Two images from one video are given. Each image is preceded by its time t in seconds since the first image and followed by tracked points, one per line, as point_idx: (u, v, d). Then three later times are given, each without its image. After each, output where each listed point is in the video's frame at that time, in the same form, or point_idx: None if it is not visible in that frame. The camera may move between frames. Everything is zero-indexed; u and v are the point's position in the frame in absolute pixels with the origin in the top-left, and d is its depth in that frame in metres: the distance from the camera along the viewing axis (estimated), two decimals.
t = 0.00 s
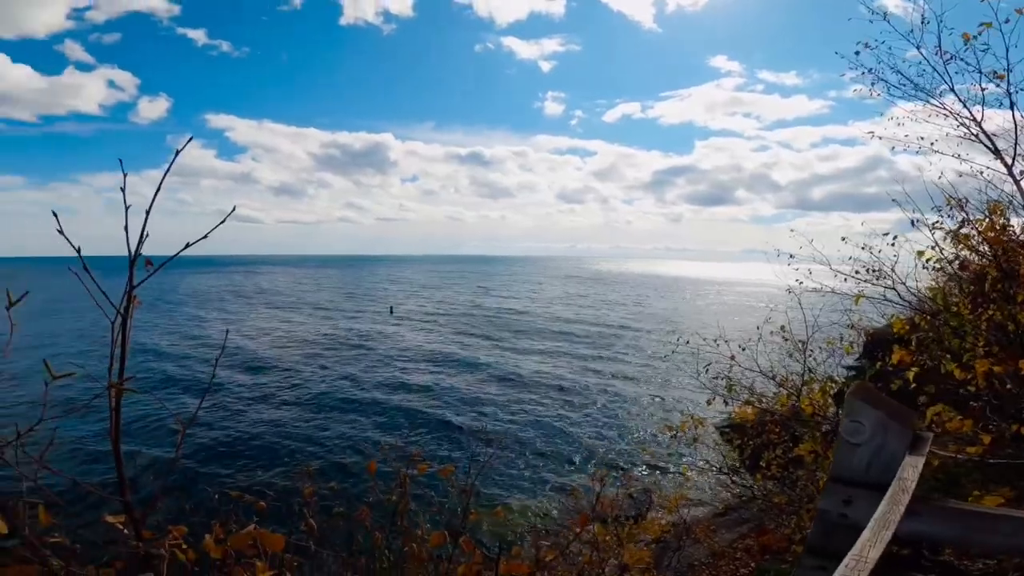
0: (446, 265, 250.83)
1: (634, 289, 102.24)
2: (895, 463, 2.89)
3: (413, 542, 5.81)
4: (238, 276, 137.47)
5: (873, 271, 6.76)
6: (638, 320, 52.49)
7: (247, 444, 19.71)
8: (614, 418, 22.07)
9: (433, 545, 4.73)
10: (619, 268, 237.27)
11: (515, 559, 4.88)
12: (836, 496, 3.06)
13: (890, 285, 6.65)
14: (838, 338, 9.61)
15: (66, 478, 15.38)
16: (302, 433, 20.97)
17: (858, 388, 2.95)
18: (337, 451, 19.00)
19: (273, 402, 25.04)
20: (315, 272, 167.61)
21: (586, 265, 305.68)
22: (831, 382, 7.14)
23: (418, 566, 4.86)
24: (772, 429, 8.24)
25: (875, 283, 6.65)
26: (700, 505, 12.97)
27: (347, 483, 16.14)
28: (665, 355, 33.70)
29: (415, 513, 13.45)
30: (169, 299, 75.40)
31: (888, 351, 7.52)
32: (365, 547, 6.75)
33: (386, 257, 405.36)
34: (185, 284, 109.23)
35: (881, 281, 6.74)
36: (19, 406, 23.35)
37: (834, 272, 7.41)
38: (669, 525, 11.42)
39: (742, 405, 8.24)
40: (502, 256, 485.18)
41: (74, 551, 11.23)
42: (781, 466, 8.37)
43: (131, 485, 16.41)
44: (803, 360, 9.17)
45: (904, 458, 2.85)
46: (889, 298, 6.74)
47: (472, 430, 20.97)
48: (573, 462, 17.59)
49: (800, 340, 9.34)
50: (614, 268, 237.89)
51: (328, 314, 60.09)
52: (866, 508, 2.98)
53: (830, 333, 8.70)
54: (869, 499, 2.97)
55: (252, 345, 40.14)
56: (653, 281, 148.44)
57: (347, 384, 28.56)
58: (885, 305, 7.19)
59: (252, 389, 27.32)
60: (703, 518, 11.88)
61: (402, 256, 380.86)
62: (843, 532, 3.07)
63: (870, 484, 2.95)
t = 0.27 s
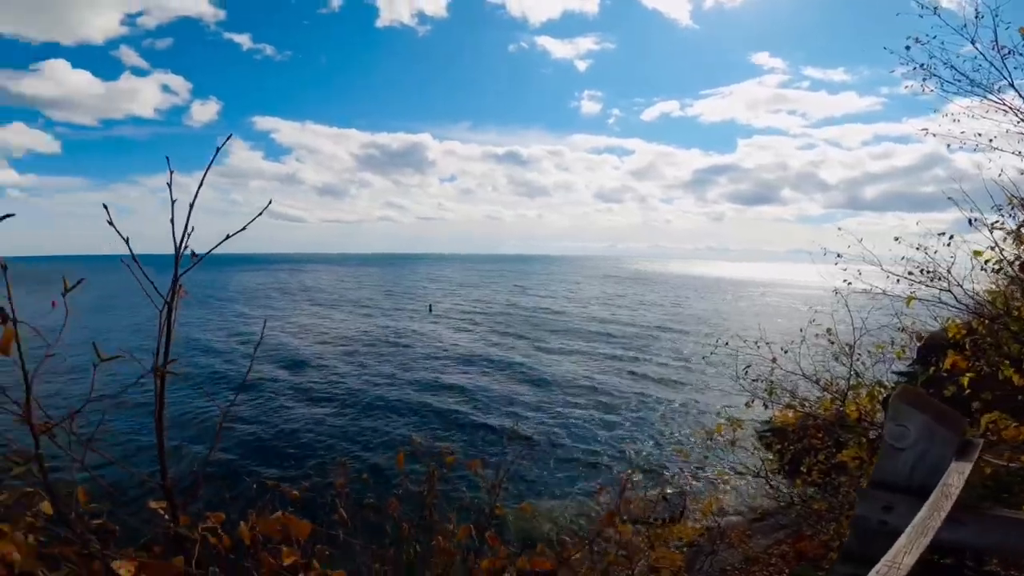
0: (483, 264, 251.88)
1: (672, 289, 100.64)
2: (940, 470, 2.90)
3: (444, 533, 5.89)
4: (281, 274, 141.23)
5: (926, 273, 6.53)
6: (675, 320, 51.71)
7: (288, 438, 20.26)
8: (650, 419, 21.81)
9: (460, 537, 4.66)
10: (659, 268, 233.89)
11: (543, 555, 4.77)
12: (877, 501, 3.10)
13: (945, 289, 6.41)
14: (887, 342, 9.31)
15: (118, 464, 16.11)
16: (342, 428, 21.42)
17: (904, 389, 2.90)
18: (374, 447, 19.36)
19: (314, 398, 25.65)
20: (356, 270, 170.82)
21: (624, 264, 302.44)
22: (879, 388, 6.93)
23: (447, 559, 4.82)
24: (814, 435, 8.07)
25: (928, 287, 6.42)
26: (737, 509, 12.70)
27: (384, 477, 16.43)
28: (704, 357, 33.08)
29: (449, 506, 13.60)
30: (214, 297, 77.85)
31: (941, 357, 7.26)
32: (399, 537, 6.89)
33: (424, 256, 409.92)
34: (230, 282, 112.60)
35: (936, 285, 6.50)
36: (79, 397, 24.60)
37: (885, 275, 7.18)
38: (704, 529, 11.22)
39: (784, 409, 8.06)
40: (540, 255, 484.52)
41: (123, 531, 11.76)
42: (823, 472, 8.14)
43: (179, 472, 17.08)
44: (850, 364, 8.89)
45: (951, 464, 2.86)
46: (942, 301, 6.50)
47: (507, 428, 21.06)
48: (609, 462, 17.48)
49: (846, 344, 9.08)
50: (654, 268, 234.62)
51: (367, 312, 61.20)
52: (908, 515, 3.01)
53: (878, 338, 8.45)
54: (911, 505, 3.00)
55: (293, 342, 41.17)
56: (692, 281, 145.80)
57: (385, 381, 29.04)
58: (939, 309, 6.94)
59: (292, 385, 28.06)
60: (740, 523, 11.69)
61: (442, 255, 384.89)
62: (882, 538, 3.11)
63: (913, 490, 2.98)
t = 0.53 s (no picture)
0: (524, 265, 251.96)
1: (716, 292, 98.43)
2: (992, 477, 2.88)
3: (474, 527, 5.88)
4: (326, 275, 144.63)
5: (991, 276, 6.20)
6: (719, 324, 50.54)
7: (330, 434, 20.70)
8: (691, 423, 21.40)
9: (489, 531, 4.74)
10: (703, 271, 229.17)
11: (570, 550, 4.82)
12: (923, 509, 3.04)
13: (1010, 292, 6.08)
14: (946, 349, 8.86)
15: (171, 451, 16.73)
16: (382, 426, 21.71)
17: (959, 395, 2.99)
18: (412, 445, 19.58)
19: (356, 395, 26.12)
20: (398, 270, 173.54)
21: (667, 266, 297.58)
22: (936, 396, 6.61)
23: (478, 552, 4.89)
24: (864, 443, 7.76)
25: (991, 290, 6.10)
26: (778, 516, 12.37)
27: (422, 473, 16.59)
28: (748, 361, 32.26)
29: (484, 503, 13.61)
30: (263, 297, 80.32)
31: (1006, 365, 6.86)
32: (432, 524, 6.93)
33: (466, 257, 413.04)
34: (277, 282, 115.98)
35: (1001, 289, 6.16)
36: (136, 386, 25.70)
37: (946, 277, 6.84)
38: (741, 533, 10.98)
39: (832, 415, 7.79)
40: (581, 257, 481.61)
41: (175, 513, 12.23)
42: (873, 482, 7.81)
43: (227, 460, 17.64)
44: (904, 372, 8.52)
45: (1002, 472, 2.85)
46: (1007, 305, 6.16)
47: (545, 429, 21.00)
48: (646, 464, 17.31)
49: (902, 350, 8.69)
50: (697, 270, 230.15)
51: (408, 312, 62.05)
52: (953, 525, 2.93)
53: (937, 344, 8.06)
54: (956, 514, 2.95)
55: (336, 341, 42.08)
56: (737, 284, 142.24)
57: (424, 380, 29.38)
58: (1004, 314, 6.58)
59: (335, 382, 28.69)
60: (782, 532, 11.31)
61: (482, 257, 386.49)
62: (925, 549, 2.98)
63: (962, 497, 2.94)
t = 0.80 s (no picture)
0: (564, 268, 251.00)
1: (762, 296, 95.70)
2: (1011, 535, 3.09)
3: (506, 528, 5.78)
4: (369, 277, 147.30)
5: None
6: (765, 329, 49.12)
7: (371, 430, 21.02)
8: (736, 429, 20.83)
9: (526, 527, 4.72)
10: (750, 275, 222.94)
11: (609, 547, 4.73)
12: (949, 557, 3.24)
13: None
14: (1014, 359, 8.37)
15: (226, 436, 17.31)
16: (424, 423, 21.91)
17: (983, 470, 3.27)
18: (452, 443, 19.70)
19: (398, 392, 26.43)
20: (440, 272, 175.32)
21: (712, 270, 291.30)
22: (998, 407, 6.30)
23: (514, 550, 4.86)
24: (920, 453, 7.43)
25: None
26: (825, 526, 11.90)
27: (461, 470, 16.66)
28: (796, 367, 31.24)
29: (523, 501, 13.57)
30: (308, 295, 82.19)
31: None
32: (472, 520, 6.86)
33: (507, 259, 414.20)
34: (322, 282, 118.57)
35: None
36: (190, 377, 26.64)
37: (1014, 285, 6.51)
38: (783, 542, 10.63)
39: (887, 425, 7.44)
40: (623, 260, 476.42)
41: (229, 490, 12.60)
42: (927, 493, 7.47)
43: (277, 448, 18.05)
44: (967, 381, 8.08)
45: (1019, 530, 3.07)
46: None
47: (586, 431, 20.81)
48: (688, 468, 16.94)
49: (964, 358, 8.26)
50: (744, 274, 224.18)
51: (449, 314, 62.55)
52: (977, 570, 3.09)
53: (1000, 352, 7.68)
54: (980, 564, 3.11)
55: (378, 340, 42.78)
56: (784, 288, 138.09)
57: (464, 380, 29.55)
58: None
59: (376, 380, 29.16)
60: (827, 541, 10.88)
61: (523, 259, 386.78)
62: None
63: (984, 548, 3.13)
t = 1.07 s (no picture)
0: (605, 271, 249.00)
1: (811, 301, 92.58)
2: None
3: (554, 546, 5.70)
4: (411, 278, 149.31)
5: None
6: (814, 335, 47.53)
7: (411, 428, 21.23)
8: (783, 436, 20.14)
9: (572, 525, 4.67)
10: (797, 280, 216.42)
11: (653, 546, 4.77)
12: None
13: None
14: None
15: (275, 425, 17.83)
16: (463, 422, 22.03)
17: None
18: (491, 440, 19.75)
19: (438, 394, 26.67)
20: (480, 274, 176.45)
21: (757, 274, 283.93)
22: None
23: (556, 548, 4.81)
24: (981, 465, 7.07)
25: None
26: (874, 537, 11.39)
27: (501, 465, 16.67)
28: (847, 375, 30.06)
29: (564, 499, 13.49)
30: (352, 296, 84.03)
31: None
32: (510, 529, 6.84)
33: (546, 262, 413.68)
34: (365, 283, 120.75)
35: None
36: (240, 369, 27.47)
37: None
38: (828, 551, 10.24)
39: (946, 434, 7.05)
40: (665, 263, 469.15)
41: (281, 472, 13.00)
42: (988, 506, 7.10)
43: (324, 429, 18.50)
44: None
45: None
46: None
47: (626, 431, 20.52)
48: (730, 474, 16.50)
49: None
50: (792, 279, 217.35)
51: (490, 317, 62.83)
52: None
53: None
54: None
55: (419, 340, 43.28)
56: (835, 294, 133.39)
57: (503, 381, 29.63)
58: None
59: (417, 380, 29.48)
60: (874, 550, 10.42)
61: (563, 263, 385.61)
62: None
63: None
